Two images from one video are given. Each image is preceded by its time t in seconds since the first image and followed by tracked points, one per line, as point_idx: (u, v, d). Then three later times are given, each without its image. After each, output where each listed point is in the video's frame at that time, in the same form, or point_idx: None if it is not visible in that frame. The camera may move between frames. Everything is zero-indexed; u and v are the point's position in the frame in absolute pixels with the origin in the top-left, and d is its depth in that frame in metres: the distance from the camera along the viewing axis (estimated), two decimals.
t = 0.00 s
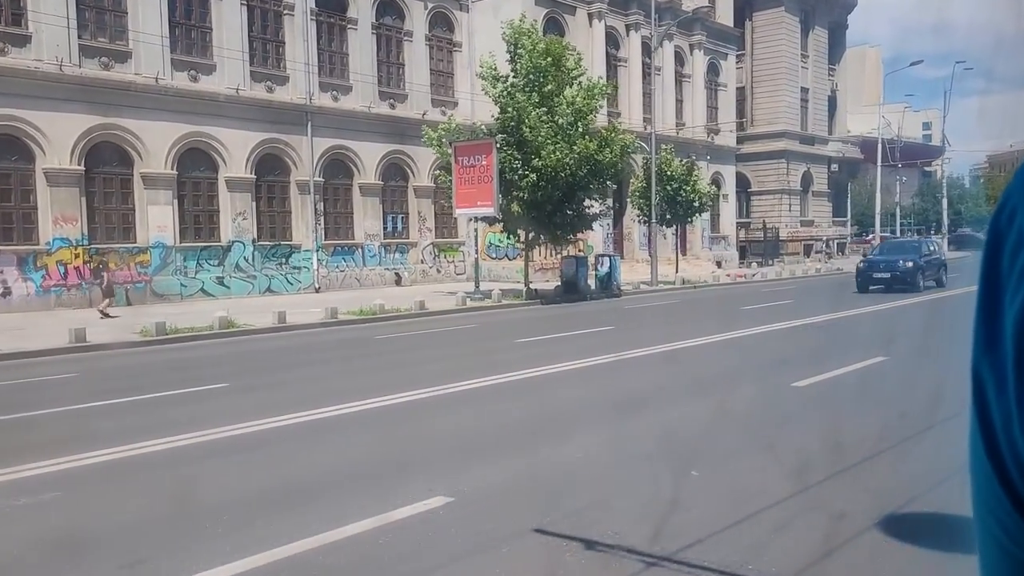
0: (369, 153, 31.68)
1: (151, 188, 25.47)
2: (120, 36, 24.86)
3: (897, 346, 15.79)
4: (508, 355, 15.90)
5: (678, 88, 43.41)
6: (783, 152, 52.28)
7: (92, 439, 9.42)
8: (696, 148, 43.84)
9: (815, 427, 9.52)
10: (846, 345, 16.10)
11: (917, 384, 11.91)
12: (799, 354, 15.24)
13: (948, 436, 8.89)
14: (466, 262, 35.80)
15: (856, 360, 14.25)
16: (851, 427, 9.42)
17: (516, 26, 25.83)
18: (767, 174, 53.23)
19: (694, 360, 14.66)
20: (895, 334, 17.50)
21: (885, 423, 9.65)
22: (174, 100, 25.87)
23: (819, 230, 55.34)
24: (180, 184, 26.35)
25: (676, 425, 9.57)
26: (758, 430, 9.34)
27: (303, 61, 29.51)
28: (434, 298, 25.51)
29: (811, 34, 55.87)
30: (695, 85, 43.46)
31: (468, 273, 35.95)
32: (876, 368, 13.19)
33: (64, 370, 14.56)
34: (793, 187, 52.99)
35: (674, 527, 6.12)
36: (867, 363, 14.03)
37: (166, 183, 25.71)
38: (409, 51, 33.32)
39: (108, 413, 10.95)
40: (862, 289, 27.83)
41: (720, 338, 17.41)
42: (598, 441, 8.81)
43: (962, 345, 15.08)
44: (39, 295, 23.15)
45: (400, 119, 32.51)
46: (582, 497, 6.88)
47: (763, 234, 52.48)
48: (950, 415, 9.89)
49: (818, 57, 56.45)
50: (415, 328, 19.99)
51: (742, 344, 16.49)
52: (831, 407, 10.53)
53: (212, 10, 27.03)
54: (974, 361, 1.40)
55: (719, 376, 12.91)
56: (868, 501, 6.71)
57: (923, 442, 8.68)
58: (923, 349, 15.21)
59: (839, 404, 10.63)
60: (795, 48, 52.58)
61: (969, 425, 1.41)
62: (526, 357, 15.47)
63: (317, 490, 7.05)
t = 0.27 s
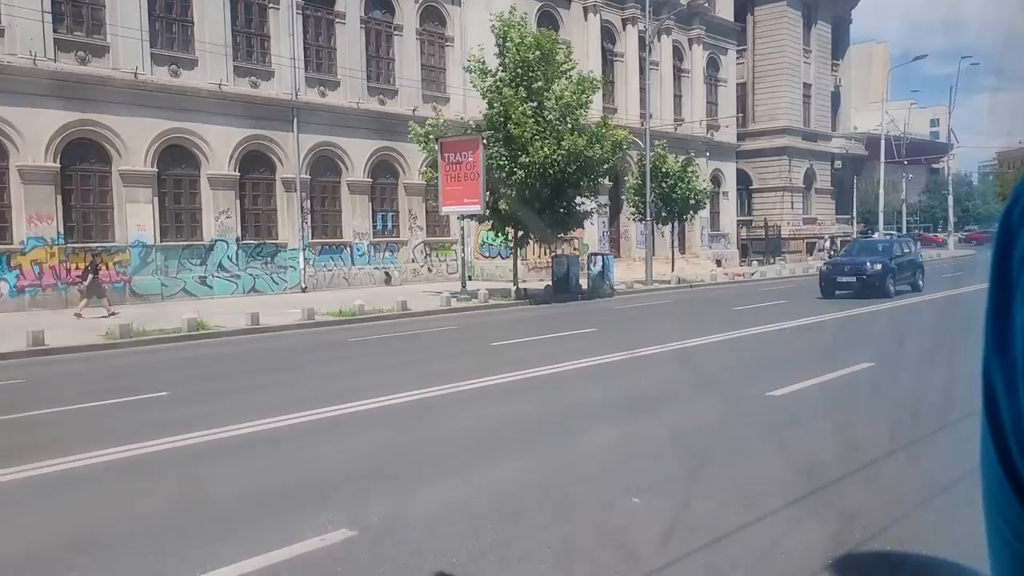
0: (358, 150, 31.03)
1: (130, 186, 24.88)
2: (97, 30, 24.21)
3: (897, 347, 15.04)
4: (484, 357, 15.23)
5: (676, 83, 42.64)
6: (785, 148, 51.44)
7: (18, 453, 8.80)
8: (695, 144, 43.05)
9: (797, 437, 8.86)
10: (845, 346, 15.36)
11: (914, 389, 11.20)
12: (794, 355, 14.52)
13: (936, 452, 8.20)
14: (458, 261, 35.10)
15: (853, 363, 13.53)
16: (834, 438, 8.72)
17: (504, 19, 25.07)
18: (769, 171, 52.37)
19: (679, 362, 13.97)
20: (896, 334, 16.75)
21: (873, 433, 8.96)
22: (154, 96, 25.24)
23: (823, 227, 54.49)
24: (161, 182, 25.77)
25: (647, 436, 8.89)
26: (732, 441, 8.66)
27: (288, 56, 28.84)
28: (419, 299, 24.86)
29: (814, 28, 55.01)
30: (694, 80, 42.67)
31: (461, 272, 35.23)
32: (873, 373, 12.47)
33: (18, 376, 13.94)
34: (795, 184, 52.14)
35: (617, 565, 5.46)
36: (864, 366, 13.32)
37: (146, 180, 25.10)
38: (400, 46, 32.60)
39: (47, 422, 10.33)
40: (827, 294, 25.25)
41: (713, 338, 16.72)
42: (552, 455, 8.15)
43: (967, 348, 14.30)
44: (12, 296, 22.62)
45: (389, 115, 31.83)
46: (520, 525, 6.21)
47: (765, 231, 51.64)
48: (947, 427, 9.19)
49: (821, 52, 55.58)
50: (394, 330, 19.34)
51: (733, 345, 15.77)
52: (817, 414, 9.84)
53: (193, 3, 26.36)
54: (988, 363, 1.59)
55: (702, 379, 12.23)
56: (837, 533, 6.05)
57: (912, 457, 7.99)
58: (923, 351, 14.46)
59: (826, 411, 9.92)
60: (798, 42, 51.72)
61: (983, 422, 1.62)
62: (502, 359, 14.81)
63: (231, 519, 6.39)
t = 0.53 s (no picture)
0: (343, 147, 30.34)
1: (103, 185, 24.25)
2: (69, 25, 23.59)
3: (894, 349, 14.32)
4: (456, 359, 14.54)
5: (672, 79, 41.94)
6: (785, 146, 50.69)
7: None
8: (691, 141, 42.34)
9: (780, 444, 8.17)
10: (839, 346, 14.65)
11: (910, 393, 10.50)
12: (785, 356, 13.81)
13: (938, 461, 7.56)
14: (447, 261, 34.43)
15: (846, 364, 12.81)
16: (814, 446, 8.03)
17: (488, 12, 24.33)
18: (768, 169, 51.64)
19: (659, 364, 13.27)
20: (892, 335, 16.02)
21: (862, 440, 8.27)
22: (129, 93, 24.63)
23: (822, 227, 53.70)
24: (136, 181, 25.15)
25: (609, 445, 8.18)
26: (701, 450, 7.96)
27: (270, 51, 28.19)
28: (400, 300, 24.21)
29: (814, 25, 54.25)
30: (689, 76, 41.98)
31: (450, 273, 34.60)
32: (866, 376, 11.77)
33: None
34: (794, 182, 51.41)
35: None
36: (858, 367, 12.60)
37: (120, 178, 24.47)
38: (386, 41, 31.92)
39: None
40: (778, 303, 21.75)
41: (701, 338, 16.02)
42: (498, 463, 7.45)
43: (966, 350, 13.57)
44: None
45: (375, 112, 31.16)
46: (446, 547, 5.53)
47: (764, 230, 50.89)
48: (942, 435, 8.48)
49: (821, 49, 54.81)
50: (370, 332, 18.69)
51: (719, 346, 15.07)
52: (804, 419, 9.15)
53: None
54: (995, 366, 1.57)
55: (681, 381, 11.53)
56: (804, 562, 5.32)
57: (910, 468, 7.35)
58: (920, 354, 13.74)
59: (813, 416, 9.23)
60: (797, 39, 50.98)
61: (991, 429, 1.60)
62: (474, 361, 14.12)
63: (126, 543, 5.69)
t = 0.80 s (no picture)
0: (325, 144, 29.64)
1: (73, 182, 23.58)
2: (38, 17, 22.89)
3: (891, 351, 13.58)
4: (422, 360, 13.83)
5: (667, 77, 41.25)
6: (783, 145, 49.95)
7: None
8: (686, 140, 41.63)
9: (765, 447, 7.46)
10: (835, 348, 13.92)
11: (910, 397, 9.78)
12: (777, 356, 13.09)
13: (947, 461, 7.03)
14: (434, 261, 33.74)
15: (841, 366, 12.08)
16: (800, 452, 7.31)
17: (470, 5, 23.61)
18: (766, 169, 50.90)
19: (638, 364, 12.54)
20: (889, 337, 15.27)
21: (856, 444, 7.58)
22: (101, 88, 23.95)
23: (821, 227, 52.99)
24: (108, 178, 24.48)
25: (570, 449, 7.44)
26: (672, 454, 7.24)
27: (250, 46, 27.50)
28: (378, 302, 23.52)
29: (813, 22, 53.52)
30: (685, 74, 41.29)
31: (438, 273, 33.93)
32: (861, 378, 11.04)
33: None
34: (793, 182, 50.69)
35: None
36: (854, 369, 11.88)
37: (91, 176, 23.79)
38: (372, 37, 31.21)
39: None
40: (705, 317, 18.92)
41: (689, 339, 15.29)
42: (441, 468, 6.72)
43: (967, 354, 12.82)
44: None
45: (359, 109, 30.47)
46: (353, 566, 4.78)
47: (761, 231, 50.14)
48: (944, 441, 7.76)
49: (821, 46, 54.07)
50: (340, 334, 17.98)
51: (705, 346, 14.33)
52: (793, 421, 8.47)
53: None
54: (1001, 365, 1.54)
55: (661, 382, 10.80)
56: None
57: (916, 468, 6.81)
58: (919, 356, 12.99)
59: (813, 416, 8.66)
60: (796, 37, 50.25)
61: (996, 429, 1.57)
62: (443, 362, 13.40)
63: None
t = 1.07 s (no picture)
0: (307, 139, 28.93)
1: (42, 176, 22.87)
2: (5, 6, 22.16)
3: (883, 358, 12.92)
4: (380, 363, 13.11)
5: (662, 73, 40.53)
6: (781, 143, 49.19)
7: None
8: (682, 138, 40.87)
9: (740, 461, 6.86)
10: (824, 353, 13.26)
11: (905, 404, 9.36)
12: (763, 361, 12.44)
13: (946, 473, 6.73)
14: (421, 260, 33.04)
15: (829, 373, 11.45)
16: (773, 469, 6.68)
17: None
18: (764, 167, 50.12)
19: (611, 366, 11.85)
20: (881, 343, 14.59)
21: (845, 454, 7.17)
22: (71, 79, 23.24)
23: (820, 227, 52.20)
24: (79, 172, 23.79)
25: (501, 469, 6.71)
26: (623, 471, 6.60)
27: (229, 38, 26.75)
28: (353, 303, 22.81)
29: (813, 19, 52.72)
30: (680, 70, 40.57)
31: (424, 272, 33.21)
32: (850, 385, 10.42)
33: None
34: (791, 180, 49.91)
35: None
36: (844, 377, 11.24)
37: (60, 170, 23.10)
38: (357, 29, 30.47)
39: None
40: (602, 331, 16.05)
41: (670, 341, 14.60)
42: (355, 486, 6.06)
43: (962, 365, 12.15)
44: None
45: (343, 103, 29.79)
46: None
47: (759, 230, 49.35)
48: (934, 459, 7.15)
49: (821, 43, 53.27)
50: (305, 335, 17.28)
51: (685, 349, 13.64)
52: (785, 426, 8.16)
53: None
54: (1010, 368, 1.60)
55: (633, 386, 10.13)
56: None
57: (914, 481, 6.52)
58: (911, 365, 12.32)
59: (804, 422, 8.34)
60: (795, 33, 49.48)
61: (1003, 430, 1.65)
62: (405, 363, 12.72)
63: None
